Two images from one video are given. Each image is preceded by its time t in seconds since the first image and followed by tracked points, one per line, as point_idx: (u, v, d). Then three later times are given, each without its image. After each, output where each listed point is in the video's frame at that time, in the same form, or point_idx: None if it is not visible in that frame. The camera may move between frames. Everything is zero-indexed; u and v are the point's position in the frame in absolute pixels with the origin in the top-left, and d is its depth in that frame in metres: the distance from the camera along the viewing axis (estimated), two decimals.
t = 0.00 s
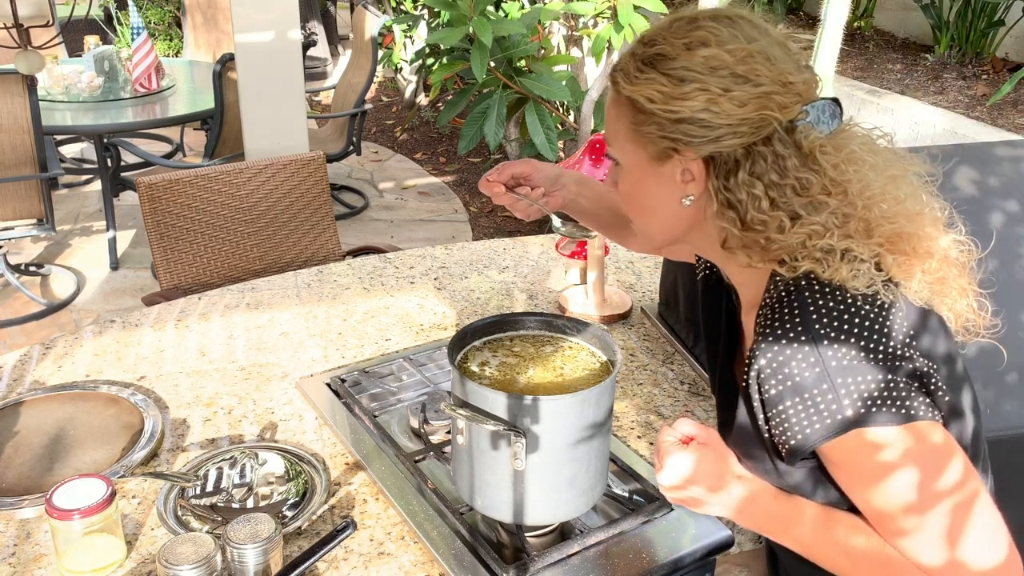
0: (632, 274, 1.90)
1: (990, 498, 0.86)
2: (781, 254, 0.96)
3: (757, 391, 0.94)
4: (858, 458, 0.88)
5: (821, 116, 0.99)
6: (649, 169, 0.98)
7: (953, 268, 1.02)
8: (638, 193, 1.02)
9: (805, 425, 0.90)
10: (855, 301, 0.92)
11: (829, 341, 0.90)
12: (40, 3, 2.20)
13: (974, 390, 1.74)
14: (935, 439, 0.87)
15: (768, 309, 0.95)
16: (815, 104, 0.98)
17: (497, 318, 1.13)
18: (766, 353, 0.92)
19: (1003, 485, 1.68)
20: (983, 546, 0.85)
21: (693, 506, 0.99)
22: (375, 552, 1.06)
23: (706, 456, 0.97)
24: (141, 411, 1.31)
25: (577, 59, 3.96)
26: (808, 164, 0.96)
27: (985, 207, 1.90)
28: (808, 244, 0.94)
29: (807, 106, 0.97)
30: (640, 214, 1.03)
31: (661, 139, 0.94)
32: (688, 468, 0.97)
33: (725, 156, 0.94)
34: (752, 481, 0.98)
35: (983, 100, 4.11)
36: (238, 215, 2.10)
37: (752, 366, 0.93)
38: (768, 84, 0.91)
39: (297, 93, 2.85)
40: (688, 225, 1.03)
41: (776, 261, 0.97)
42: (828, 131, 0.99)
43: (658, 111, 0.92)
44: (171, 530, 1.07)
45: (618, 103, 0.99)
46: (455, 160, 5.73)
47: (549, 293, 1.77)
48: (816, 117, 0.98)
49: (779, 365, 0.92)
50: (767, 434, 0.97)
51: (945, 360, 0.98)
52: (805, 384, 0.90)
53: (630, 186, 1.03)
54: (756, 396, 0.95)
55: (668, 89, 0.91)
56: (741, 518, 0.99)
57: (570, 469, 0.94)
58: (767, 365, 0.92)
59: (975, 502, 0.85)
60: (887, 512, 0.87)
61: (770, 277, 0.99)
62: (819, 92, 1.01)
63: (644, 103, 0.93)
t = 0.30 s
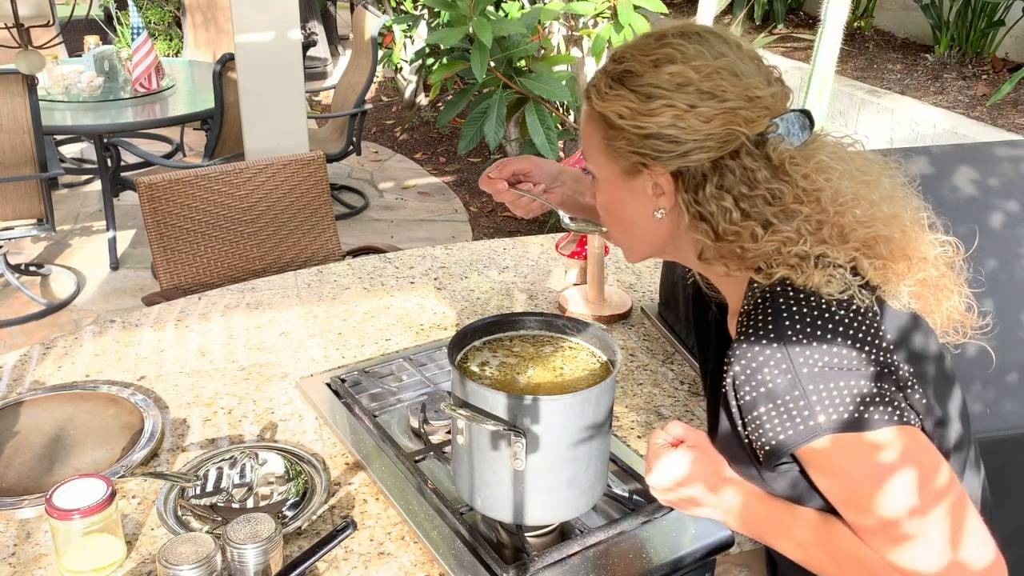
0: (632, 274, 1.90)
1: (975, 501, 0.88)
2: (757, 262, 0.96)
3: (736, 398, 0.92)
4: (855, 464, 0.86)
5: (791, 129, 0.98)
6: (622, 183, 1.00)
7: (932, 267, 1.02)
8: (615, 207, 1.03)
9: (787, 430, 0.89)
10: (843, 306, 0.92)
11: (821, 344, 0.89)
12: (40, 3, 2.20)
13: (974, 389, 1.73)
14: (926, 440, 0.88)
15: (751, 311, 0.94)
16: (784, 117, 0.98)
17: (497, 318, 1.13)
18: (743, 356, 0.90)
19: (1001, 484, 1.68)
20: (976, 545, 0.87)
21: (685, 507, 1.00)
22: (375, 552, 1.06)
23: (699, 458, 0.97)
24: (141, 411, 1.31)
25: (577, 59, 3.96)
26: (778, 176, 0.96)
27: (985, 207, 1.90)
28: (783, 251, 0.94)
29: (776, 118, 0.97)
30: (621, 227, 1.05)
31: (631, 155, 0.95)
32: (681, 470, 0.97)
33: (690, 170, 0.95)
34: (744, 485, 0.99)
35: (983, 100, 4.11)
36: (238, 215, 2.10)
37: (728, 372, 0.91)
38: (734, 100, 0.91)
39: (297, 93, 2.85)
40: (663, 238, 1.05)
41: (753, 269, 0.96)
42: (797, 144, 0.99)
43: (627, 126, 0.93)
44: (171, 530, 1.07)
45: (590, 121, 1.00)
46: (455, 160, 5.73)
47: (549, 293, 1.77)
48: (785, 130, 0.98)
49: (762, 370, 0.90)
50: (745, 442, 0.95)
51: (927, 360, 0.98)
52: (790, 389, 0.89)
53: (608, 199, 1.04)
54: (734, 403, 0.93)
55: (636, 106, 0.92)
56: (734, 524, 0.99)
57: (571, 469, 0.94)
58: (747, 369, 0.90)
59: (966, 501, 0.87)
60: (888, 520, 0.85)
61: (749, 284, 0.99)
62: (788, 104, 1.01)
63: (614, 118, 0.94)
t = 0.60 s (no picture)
0: (632, 274, 1.90)
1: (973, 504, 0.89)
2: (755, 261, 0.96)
3: (733, 398, 0.91)
4: (855, 466, 0.85)
5: (787, 128, 0.98)
6: (619, 183, 1.00)
7: (930, 268, 1.02)
8: (613, 207, 1.04)
9: (783, 432, 0.88)
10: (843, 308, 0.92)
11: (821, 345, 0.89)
12: (40, 3, 2.20)
13: (974, 389, 1.73)
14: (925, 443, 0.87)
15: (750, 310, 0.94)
16: (779, 117, 0.97)
17: (497, 318, 1.13)
18: (739, 358, 0.89)
19: (1001, 484, 1.68)
20: (976, 545, 0.88)
21: (684, 507, 1.01)
22: (375, 552, 1.06)
23: (698, 457, 0.99)
24: (141, 411, 1.31)
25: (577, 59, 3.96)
26: (774, 176, 0.96)
27: (985, 207, 1.90)
28: (780, 252, 0.94)
29: (773, 117, 0.96)
30: (619, 227, 1.06)
31: (627, 155, 0.95)
32: (680, 468, 0.98)
33: (686, 169, 0.95)
34: (743, 486, 0.99)
35: (983, 100, 4.11)
36: (238, 215, 2.10)
37: (724, 374, 0.90)
38: (729, 99, 0.91)
39: (297, 93, 2.85)
40: (660, 237, 1.05)
41: (750, 269, 0.96)
42: (792, 143, 0.98)
43: (622, 127, 0.93)
44: (171, 530, 1.07)
45: (586, 123, 1.00)
46: (455, 160, 5.74)
47: (549, 293, 1.77)
48: (781, 129, 0.97)
49: (759, 372, 0.89)
50: (742, 442, 0.94)
51: (926, 360, 0.98)
52: (787, 391, 0.88)
53: (606, 199, 1.04)
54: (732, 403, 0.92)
55: (630, 106, 0.92)
56: (733, 525, 1.00)
57: (570, 469, 0.94)
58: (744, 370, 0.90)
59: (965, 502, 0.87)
60: (888, 521, 0.85)
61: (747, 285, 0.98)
62: (784, 104, 1.01)
63: (610, 119, 0.94)
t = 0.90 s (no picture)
0: (632, 274, 1.90)
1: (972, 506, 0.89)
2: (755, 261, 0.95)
3: (733, 397, 0.92)
4: (854, 465, 0.85)
5: (786, 128, 0.98)
6: (618, 183, 1.00)
7: (930, 268, 1.02)
8: (612, 207, 1.04)
9: (782, 431, 0.88)
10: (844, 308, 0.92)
11: (822, 344, 0.89)
12: (40, 3, 2.20)
13: (974, 389, 1.73)
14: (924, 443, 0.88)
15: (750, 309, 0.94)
16: (778, 117, 0.97)
17: (497, 318, 1.13)
18: (739, 357, 0.90)
19: (1001, 484, 1.68)
20: (975, 545, 0.88)
21: (682, 505, 1.01)
22: (375, 552, 1.06)
23: (698, 456, 0.98)
24: (141, 411, 1.31)
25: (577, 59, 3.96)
26: (773, 176, 0.96)
27: (985, 207, 1.90)
28: (780, 251, 0.94)
29: (772, 117, 0.97)
30: (619, 226, 1.06)
31: (626, 155, 0.95)
32: (679, 466, 0.98)
33: (686, 169, 0.95)
34: (742, 485, 0.99)
35: (983, 100, 4.11)
36: (238, 215, 2.10)
37: (724, 372, 0.91)
38: (728, 99, 0.91)
39: (297, 93, 2.85)
40: (660, 237, 1.05)
41: (749, 268, 0.96)
42: (791, 143, 0.98)
43: (621, 127, 0.93)
44: (171, 530, 1.07)
45: (585, 124, 1.00)
46: (455, 160, 5.74)
47: (549, 293, 1.77)
48: (780, 129, 0.97)
49: (758, 370, 0.89)
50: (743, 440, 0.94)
51: (926, 360, 0.98)
52: (786, 389, 0.88)
53: (606, 199, 1.04)
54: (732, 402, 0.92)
55: (629, 106, 0.92)
56: (733, 523, 1.00)
57: (570, 470, 0.94)
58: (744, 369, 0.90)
59: (963, 502, 0.87)
60: (886, 521, 0.85)
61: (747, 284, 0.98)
62: (783, 104, 1.01)
63: (609, 119, 0.94)
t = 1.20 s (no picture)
0: (632, 274, 1.90)
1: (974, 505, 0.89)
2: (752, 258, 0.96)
3: (733, 394, 0.92)
4: (854, 462, 0.85)
5: (778, 129, 0.98)
6: (615, 184, 1.00)
7: (928, 265, 1.02)
8: (610, 208, 1.04)
9: (782, 427, 0.89)
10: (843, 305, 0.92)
11: (821, 341, 0.89)
12: (40, 3, 2.20)
13: (974, 389, 1.73)
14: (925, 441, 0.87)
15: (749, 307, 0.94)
16: (772, 118, 0.98)
17: (497, 318, 1.13)
18: (739, 354, 0.90)
19: (1001, 483, 1.68)
20: (976, 543, 0.87)
21: (683, 502, 1.01)
22: (375, 552, 1.06)
23: (698, 454, 0.99)
24: (141, 411, 1.31)
25: (577, 59, 3.96)
26: (770, 176, 0.96)
27: (985, 207, 1.90)
28: (779, 248, 0.94)
29: (766, 119, 0.97)
30: (616, 228, 1.06)
31: (624, 156, 0.95)
32: (679, 464, 0.99)
33: (683, 169, 0.95)
34: (742, 483, 0.99)
35: (983, 100, 4.11)
36: (238, 215, 2.10)
37: (724, 368, 0.91)
38: (723, 101, 0.91)
39: (297, 93, 2.85)
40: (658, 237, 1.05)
41: (749, 266, 0.96)
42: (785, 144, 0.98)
43: (618, 129, 0.93)
44: (171, 530, 1.07)
45: (583, 125, 1.01)
46: (455, 160, 5.74)
47: (549, 293, 1.77)
48: (774, 131, 0.98)
49: (759, 366, 0.90)
50: (743, 438, 0.94)
51: (925, 359, 0.98)
52: (785, 386, 0.88)
53: (603, 200, 1.04)
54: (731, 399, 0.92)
55: (626, 108, 0.92)
56: (733, 521, 1.00)
57: (570, 470, 0.94)
58: (744, 367, 0.90)
59: (964, 500, 0.87)
60: (886, 518, 0.85)
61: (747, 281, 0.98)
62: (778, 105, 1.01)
63: (606, 121, 0.94)
